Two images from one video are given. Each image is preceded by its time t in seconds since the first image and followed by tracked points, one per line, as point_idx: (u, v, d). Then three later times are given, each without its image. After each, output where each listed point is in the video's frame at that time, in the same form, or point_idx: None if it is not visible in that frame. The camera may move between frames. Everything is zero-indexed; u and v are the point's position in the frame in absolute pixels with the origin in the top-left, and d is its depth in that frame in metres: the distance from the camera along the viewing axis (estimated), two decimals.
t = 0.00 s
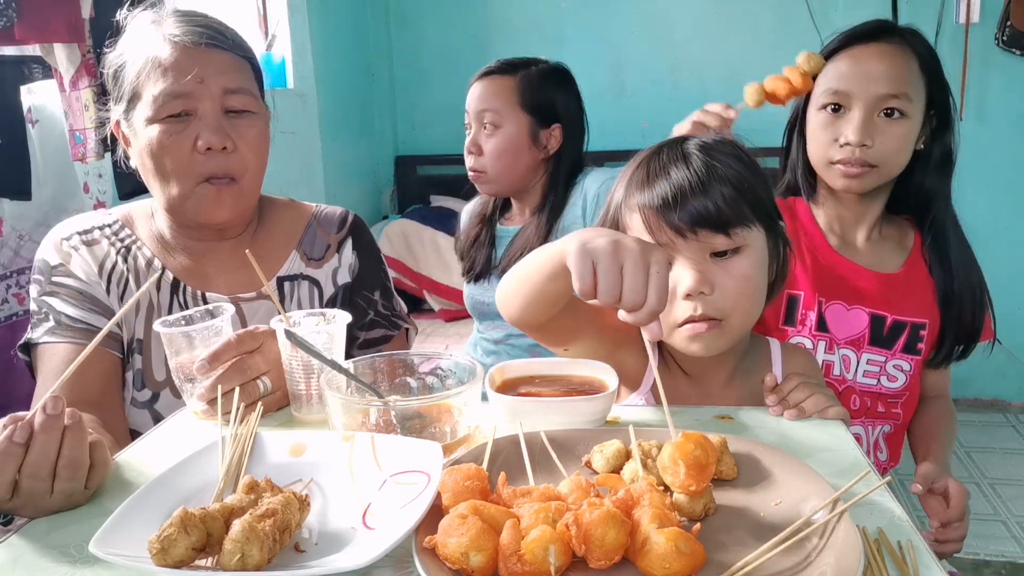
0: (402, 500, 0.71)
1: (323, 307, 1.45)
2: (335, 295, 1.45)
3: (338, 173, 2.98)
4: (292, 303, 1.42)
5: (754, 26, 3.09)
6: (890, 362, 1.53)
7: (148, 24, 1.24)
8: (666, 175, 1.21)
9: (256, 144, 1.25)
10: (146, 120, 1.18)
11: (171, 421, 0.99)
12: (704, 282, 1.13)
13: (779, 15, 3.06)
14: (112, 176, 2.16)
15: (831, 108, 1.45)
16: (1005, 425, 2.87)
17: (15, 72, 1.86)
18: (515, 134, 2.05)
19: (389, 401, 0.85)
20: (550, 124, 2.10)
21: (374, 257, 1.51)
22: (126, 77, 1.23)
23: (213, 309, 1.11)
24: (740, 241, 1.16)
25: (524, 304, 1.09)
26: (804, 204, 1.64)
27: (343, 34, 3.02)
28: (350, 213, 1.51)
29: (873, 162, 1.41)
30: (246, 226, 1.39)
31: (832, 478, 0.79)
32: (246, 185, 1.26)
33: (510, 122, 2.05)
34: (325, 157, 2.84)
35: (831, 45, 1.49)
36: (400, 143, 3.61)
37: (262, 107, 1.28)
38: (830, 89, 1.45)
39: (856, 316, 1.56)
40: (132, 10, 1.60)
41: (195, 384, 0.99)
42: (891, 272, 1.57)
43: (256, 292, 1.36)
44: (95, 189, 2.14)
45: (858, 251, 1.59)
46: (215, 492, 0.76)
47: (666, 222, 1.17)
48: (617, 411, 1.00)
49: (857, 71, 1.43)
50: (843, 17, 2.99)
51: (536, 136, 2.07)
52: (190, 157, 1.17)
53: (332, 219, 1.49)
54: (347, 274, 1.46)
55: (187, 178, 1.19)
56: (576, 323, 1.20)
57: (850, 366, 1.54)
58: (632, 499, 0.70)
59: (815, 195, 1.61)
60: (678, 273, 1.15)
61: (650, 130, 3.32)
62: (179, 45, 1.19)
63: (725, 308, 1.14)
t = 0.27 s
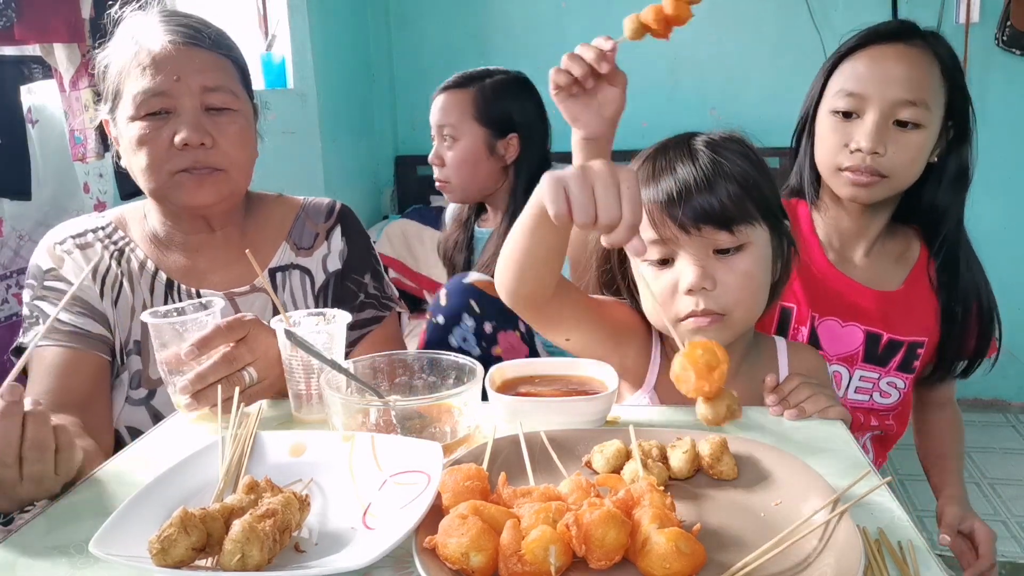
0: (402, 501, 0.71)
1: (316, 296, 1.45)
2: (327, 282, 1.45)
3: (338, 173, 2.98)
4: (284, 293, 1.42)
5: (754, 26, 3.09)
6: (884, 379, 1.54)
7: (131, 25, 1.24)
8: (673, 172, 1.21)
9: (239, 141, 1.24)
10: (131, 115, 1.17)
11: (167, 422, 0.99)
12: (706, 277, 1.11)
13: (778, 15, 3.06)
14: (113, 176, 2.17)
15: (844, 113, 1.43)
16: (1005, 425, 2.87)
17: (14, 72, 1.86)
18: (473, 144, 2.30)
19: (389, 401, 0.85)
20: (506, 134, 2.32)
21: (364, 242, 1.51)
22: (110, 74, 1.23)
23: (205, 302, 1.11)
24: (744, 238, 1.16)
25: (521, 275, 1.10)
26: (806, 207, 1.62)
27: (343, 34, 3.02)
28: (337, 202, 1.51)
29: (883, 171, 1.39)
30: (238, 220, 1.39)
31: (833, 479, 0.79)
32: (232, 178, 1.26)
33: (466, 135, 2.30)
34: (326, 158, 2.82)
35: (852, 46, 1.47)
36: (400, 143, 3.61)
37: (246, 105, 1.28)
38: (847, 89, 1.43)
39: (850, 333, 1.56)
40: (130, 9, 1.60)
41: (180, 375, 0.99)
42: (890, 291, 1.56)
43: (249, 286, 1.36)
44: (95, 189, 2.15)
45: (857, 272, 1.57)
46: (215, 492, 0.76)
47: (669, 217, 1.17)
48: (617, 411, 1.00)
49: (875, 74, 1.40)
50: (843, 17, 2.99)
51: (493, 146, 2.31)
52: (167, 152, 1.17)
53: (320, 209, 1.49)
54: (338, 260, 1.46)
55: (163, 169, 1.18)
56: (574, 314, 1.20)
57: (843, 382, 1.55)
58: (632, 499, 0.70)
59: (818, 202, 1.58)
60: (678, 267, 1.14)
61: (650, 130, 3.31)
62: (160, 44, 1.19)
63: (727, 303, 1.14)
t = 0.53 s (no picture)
0: (402, 501, 0.71)
1: (307, 284, 1.44)
2: (315, 269, 1.44)
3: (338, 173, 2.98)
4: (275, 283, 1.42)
5: (754, 26, 3.09)
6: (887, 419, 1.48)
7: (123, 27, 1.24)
8: (688, 172, 1.21)
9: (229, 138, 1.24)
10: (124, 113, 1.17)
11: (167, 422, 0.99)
12: (715, 280, 1.12)
13: (778, 15, 3.06)
14: (114, 176, 2.17)
15: (879, 142, 1.30)
16: (1005, 425, 2.87)
17: (14, 72, 1.86)
18: (372, 146, 2.29)
19: (389, 401, 0.85)
20: (402, 124, 2.29)
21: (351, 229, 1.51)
22: (102, 74, 1.23)
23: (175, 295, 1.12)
24: (756, 242, 1.16)
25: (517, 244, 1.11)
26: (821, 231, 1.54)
27: (343, 34, 3.02)
28: (325, 194, 1.50)
29: (911, 214, 1.28)
30: (230, 214, 1.38)
31: (833, 479, 0.79)
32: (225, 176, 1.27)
33: (363, 137, 2.30)
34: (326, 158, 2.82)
35: (900, 69, 1.34)
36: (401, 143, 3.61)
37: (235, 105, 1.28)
38: (887, 117, 1.30)
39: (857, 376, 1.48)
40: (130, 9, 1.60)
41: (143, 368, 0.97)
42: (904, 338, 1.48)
43: (239, 277, 1.36)
44: (96, 189, 2.14)
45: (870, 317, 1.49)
46: (215, 492, 0.76)
47: (684, 219, 1.17)
48: (617, 411, 1.00)
49: (921, 103, 1.27)
50: (843, 17, 2.99)
51: (392, 140, 2.29)
52: (156, 150, 1.17)
53: (308, 201, 1.48)
54: (325, 247, 1.45)
55: (150, 167, 1.18)
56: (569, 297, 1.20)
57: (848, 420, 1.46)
58: (633, 499, 0.70)
59: (839, 233, 1.47)
60: (689, 268, 1.14)
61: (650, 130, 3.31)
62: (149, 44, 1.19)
63: (734, 308, 1.14)
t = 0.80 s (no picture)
0: (402, 500, 0.71)
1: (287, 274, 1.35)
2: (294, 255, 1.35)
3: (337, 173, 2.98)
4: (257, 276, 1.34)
5: (754, 26, 3.09)
6: (901, 446, 1.42)
7: (118, 30, 1.24)
8: (694, 167, 1.20)
9: (219, 140, 1.24)
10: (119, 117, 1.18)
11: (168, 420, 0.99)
12: (717, 275, 1.13)
13: (778, 15, 3.06)
14: (115, 176, 2.17)
15: (906, 180, 1.15)
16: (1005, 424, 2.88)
17: (14, 72, 1.86)
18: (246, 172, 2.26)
19: (389, 401, 0.85)
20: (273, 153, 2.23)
21: (335, 215, 1.41)
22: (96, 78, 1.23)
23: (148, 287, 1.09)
24: (760, 239, 1.17)
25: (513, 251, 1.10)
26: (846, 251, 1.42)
27: (343, 34, 3.02)
28: (312, 189, 1.43)
29: (925, 265, 1.15)
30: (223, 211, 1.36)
31: (833, 479, 0.79)
32: (218, 179, 1.27)
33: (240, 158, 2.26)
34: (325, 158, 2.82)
35: (947, 100, 1.18)
36: (401, 143, 3.61)
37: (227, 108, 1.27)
38: (919, 156, 1.15)
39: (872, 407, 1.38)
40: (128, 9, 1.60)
41: (105, 369, 0.87)
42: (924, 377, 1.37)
43: (224, 271, 1.32)
44: (96, 189, 2.14)
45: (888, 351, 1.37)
46: (215, 492, 0.76)
47: (688, 212, 1.16)
48: (618, 411, 1.00)
49: (958, 146, 1.11)
50: (843, 17, 3.00)
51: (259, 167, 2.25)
52: (149, 152, 1.18)
53: (295, 196, 1.42)
54: (303, 234, 1.36)
55: (145, 169, 1.19)
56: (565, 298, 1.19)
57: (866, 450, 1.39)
58: (633, 499, 0.70)
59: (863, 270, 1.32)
60: (693, 265, 1.15)
61: (650, 130, 3.32)
62: (140, 49, 1.19)
63: (733, 303, 1.15)
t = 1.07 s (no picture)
0: (402, 500, 0.71)
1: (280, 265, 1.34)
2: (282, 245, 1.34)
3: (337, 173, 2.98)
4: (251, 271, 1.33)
5: (754, 26, 3.09)
6: (907, 460, 1.37)
7: (119, 33, 1.25)
8: (697, 160, 1.21)
9: (219, 143, 1.24)
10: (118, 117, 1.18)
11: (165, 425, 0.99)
12: (713, 264, 1.12)
13: (778, 15, 3.06)
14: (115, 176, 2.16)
15: (898, 202, 1.12)
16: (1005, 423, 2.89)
17: (15, 72, 1.86)
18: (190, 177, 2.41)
19: (389, 401, 0.85)
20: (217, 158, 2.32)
21: (325, 205, 1.41)
22: (97, 81, 1.24)
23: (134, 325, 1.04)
24: (757, 231, 1.17)
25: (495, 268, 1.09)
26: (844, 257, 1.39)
27: (343, 34, 3.02)
28: (306, 184, 1.44)
29: (913, 290, 1.13)
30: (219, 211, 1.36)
31: (832, 479, 0.79)
32: (216, 180, 1.27)
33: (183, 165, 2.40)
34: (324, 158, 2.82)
35: (947, 123, 1.15)
36: (400, 143, 3.61)
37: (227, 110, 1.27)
38: (913, 178, 1.11)
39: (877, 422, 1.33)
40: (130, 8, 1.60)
41: (111, 409, 0.84)
42: (927, 396, 1.33)
43: (220, 269, 1.32)
44: (96, 189, 2.13)
45: (893, 368, 1.32)
46: (215, 492, 0.76)
47: (689, 202, 1.16)
48: (617, 411, 1.00)
49: (952, 171, 1.07)
50: (843, 17, 3.00)
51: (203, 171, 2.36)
52: (148, 152, 1.17)
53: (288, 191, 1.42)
54: (291, 224, 1.35)
55: (140, 168, 1.18)
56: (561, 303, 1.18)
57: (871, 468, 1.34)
58: (632, 499, 0.70)
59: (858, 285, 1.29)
60: (689, 250, 1.15)
61: (650, 130, 3.32)
62: (140, 51, 1.19)
63: (730, 291, 1.14)
